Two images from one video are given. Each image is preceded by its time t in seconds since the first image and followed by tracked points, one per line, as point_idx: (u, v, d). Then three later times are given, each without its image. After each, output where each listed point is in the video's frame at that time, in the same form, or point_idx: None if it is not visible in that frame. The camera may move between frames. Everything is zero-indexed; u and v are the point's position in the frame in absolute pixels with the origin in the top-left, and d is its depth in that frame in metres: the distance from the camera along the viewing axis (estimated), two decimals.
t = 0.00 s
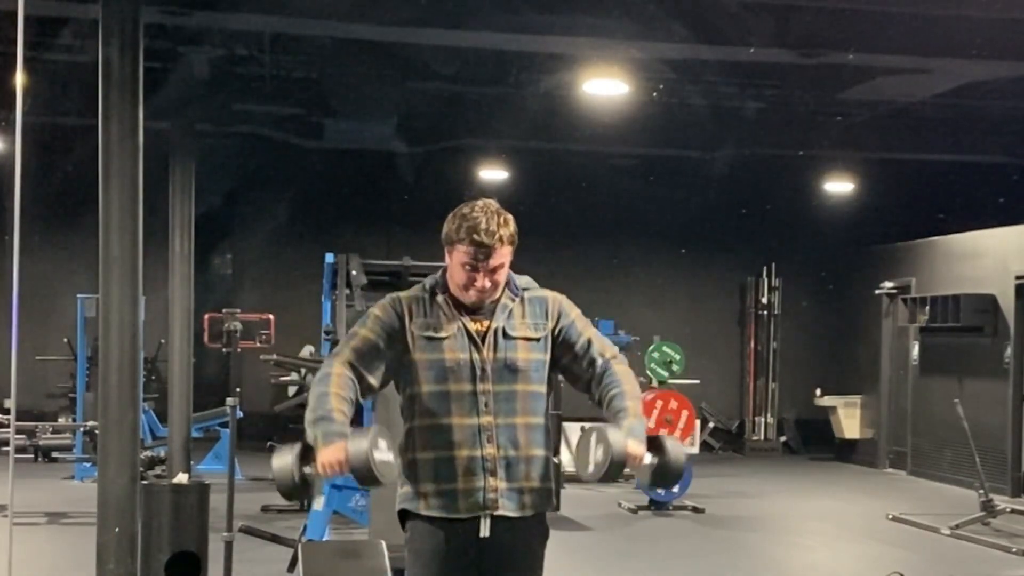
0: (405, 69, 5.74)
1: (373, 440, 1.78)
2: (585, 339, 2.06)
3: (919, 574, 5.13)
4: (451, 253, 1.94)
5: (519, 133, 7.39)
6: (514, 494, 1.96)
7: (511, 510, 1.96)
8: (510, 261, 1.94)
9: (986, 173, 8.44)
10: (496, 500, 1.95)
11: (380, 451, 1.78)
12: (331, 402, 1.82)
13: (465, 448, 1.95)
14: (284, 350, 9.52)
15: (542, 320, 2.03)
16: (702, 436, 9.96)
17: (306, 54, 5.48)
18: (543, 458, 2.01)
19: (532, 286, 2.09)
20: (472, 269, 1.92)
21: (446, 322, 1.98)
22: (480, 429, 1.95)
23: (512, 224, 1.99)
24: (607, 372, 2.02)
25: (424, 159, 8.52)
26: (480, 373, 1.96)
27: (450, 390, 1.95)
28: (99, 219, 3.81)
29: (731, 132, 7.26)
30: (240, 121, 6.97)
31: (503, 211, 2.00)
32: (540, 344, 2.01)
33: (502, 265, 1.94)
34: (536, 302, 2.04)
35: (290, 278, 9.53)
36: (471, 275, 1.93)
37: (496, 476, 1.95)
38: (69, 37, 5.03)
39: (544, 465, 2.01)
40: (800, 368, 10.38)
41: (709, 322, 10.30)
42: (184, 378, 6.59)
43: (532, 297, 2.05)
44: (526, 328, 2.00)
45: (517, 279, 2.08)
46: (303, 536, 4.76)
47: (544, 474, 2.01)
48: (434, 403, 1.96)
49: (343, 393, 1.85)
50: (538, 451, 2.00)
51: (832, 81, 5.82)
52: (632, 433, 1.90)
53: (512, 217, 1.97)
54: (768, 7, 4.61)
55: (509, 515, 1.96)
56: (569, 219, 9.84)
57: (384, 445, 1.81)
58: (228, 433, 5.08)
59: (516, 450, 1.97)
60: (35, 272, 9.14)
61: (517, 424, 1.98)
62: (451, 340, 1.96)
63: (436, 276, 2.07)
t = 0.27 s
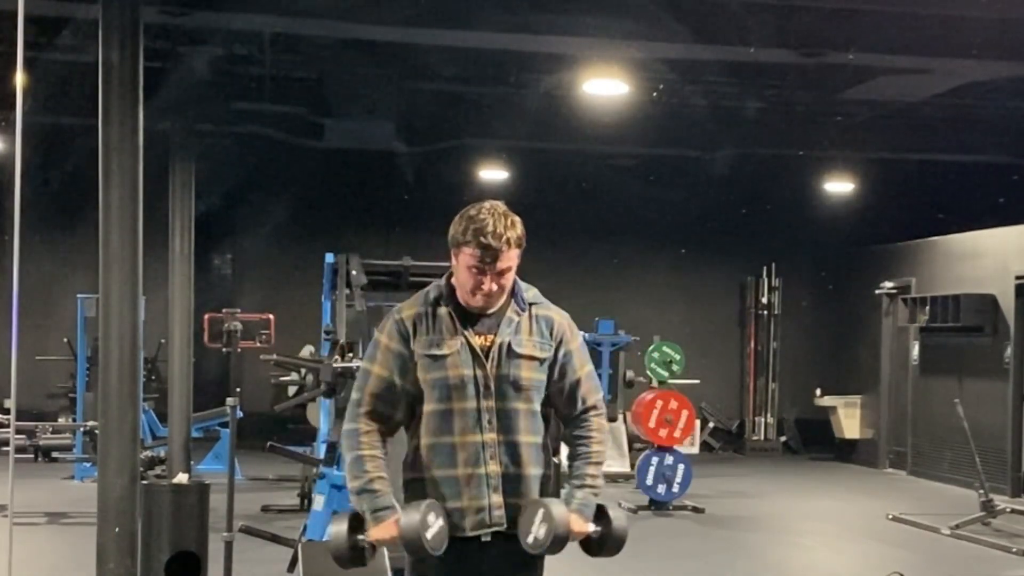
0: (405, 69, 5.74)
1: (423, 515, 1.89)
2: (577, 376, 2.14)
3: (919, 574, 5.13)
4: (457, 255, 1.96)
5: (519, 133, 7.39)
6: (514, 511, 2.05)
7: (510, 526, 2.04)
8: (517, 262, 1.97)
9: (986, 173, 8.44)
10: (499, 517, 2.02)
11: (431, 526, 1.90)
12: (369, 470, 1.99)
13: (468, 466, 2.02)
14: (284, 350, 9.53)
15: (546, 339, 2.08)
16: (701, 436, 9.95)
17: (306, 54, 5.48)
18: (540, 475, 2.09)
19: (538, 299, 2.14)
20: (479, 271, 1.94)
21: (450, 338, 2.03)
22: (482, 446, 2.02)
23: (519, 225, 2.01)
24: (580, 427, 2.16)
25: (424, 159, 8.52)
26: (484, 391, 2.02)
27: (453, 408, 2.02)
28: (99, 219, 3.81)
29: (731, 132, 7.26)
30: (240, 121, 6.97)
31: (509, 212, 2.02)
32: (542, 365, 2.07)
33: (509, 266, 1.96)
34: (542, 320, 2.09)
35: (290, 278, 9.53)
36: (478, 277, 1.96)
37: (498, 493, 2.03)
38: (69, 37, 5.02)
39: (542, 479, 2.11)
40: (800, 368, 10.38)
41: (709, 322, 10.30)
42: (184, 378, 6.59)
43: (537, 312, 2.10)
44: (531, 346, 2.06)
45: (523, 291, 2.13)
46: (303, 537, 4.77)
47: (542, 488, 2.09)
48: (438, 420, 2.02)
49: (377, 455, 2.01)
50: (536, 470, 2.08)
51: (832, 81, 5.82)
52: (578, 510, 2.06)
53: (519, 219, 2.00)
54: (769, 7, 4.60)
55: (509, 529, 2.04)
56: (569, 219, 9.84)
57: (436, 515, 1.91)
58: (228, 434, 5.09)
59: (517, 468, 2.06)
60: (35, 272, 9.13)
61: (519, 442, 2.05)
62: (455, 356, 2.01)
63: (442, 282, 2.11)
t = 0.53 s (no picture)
0: (405, 70, 5.74)
1: (449, 526, 1.98)
2: (576, 384, 2.16)
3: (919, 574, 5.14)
4: (458, 254, 1.99)
5: (519, 133, 7.38)
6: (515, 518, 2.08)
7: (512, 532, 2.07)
8: (519, 259, 2.00)
9: (987, 173, 8.44)
10: (500, 524, 2.05)
11: (456, 539, 1.99)
12: (391, 487, 2.04)
13: (470, 473, 2.06)
14: (284, 350, 9.52)
15: (549, 346, 2.11)
16: (701, 436, 9.94)
17: (306, 54, 5.47)
18: (541, 482, 2.13)
19: (542, 304, 2.16)
20: (480, 269, 1.96)
21: (452, 345, 2.05)
22: (484, 454, 2.05)
23: (520, 226, 2.06)
24: (568, 437, 2.17)
25: (424, 160, 8.52)
26: (485, 399, 2.06)
27: (454, 416, 2.05)
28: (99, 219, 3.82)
29: (731, 132, 7.26)
30: (240, 121, 6.98)
31: (510, 213, 2.07)
32: (544, 372, 2.10)
33: (510, 264, 1.99)
34: (544, 326, 2.12)
35: (290, 278, 9.53)
36: (479, 276, 1.97)
37: (499, 500, 2.06)
38: (69, 37, 5.02)
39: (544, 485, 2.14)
40: (800, 368, 10.37)
41: (709, 322, 10.30)
42: (184, 378, 6.59)
43: (541, 318, 2.13)
44: (535, 353, 2.09)
45: (527, 295, 2.16)
46: (303, 537, 4.77)
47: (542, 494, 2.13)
48: (440, 428, 2.06)
49: (397, 470, 2.05)
50: (537, 476, 2.12)
51: (832, 81, 5.82)
52: (547, 523, 2.10)
53: (519, 219, 2.05)
54: (769, 7, 4.60)
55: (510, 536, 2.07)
56: (569, 219, 9.83)
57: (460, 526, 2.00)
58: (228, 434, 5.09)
59: (519, 476, 2.09)
60: (35, 272, 9.13)
61: (521, 450, 2.08)
62: (456, 365, 2.05)
63: (444, 286, 2.14)
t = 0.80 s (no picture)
0: (404, 69, 5.74)
1: (420, 513, 1.85)
2: (578, 372, 2.10)
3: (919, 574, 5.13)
4: (453, 246, 1.97)
5: (519, 133, 7.39)
6: (515, 508, 2.00)
7: (512, 524, 2.00)
8: (513, 250, 1.97)
9: (986, 172, 8.44)
10: (500, 514, 1.98)
11: (427, 525, 1.86)
12: (367, 470, 1.97)
13: (468, 463, 1.98)
14: (284, 350, 9.52)
15: (546, 334, 2.05)
16: (701, 436, 9.95)
17: (306, 54, 5.47)
18: (542, 472, 2.05)
19: (538, 297, 2.11)
20: (473, 258, 1.93)
21: (448, 333, 2.00)
22: (482, 442, 1.98)
23: (514, 219, 2.03)
24: (583, 423, 2.10)
25: (423, 159, 8.52)
26: (482, 386, 1.99)
27: (452, 404, 1.98)
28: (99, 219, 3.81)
29: (731, 132, 7.26)
30: (240, 121, 6.97)
31: (504, 207, 2.04)
32: (542, 360, 2.03)
33: (504, 254, 1.96)
34: (541, 316, 2.06)
35: (290, 278, 9.53)
36: (473, 266, 1.95)
37: (498, 489, 1.99)
38: (69, 37, 5.02)
39: (544, 476, 2.06)
40: (800, 368, 10.37)
41: (709, 322, 10.30)
42: (184, 378, 6.59)
43: (536, 309, 2.07)
44: (531, 341, 2.02)
45: (522, 289, 2.11)
46: (303, 537, 4.76)
47: (543, 486, 2.05)
48: (437, 417, 1.99)
49: (376, 456, 1.99)
50: (537, 466, 2.03)
51: (832, 81, 5.82)
52: (583, 507, 2.00)
53: (512, 211, 2.01)
54: (768, 7, 4.60)
55: (510, 527, 1.99)
56: (568, 219, 9.84)
57: (433, 513, 1.87)
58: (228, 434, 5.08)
59: (517, 465, 2.01)
60: (35, 272, 9.13)
61: (519, 438, 2.01)
62: (452, 352, 1.98)
63: (439, 282, 2.10)
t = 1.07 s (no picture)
0: (404, 69, 5.75)
1: (365, 435, 1.70)
2: (588, 335, 2.03)
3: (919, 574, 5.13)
4: (447, 242, 1.95)
5: (519, 133, 7.39)
6: (515, 492, 1.96)
7: (511, 508, 1.95)
8: (507, 245, 1.95)
9: (986, 172, 8.44)
10: (497, 496, 1.94)
11: (373, 446, 1.71)
12: (324, 397, 1.78)
13: (465, 444, 1.94)
14: (283, 350, 9.52)
15: (543, 316, 2.01)
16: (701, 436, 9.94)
17: (306, 54, 5.47)
18: (543, 456, 2.00)
19: (533, 284, 2.08)
20: (468, 254, 1.92)
21: (444, 317, 1.96)
22: (479, 424, 1.94)
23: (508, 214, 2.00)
24: (611, 364, 1.99)
25: (423, 159, 8.52)
26: (479, 369, 1.95)
27: (449, 386, 1.95)
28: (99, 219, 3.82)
29: (731, 132, 7.27)
30: (240, 121, 6.98)
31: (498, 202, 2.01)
32: (540, 341, 1.99)
33: (499, 250, 1.95)
34: (537, 300, 2.02)
35: (290, 278, 9.52)
36: (468, 261, 1.94)
37: (496, 471, 1.94)
38: (69, 37, 5.02)
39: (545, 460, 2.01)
40: (800, 368, 10.37)
41: (709, 322, 10.30)
42: (184, 378, 6.58)
43: (532, 294, 2.03)
44: (527, 324, 1.99)
45: (516, 278, 2.08)
46: (303, 536, 4.76)
47: (544, 471, 2.00)
48: (434, 398, 1.95)
49: (338, 390, 1.81)
50: (537, 449, 1.99)
51: (832, 81, 5.82)
52: (643, 426, 1.88)
53: (506, 206, 1.99)
54: (768, 7, 4.60)
55: (510, 512, 1.95)
56: (568, 219, 9.84)
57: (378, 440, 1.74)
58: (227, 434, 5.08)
59: (515, 447, 1.96)
60: (35, 273, 9.13)
61: (517, 420, 1.97)
62: (449, 335, 1.95)
63: (435, 274, 2.06)
